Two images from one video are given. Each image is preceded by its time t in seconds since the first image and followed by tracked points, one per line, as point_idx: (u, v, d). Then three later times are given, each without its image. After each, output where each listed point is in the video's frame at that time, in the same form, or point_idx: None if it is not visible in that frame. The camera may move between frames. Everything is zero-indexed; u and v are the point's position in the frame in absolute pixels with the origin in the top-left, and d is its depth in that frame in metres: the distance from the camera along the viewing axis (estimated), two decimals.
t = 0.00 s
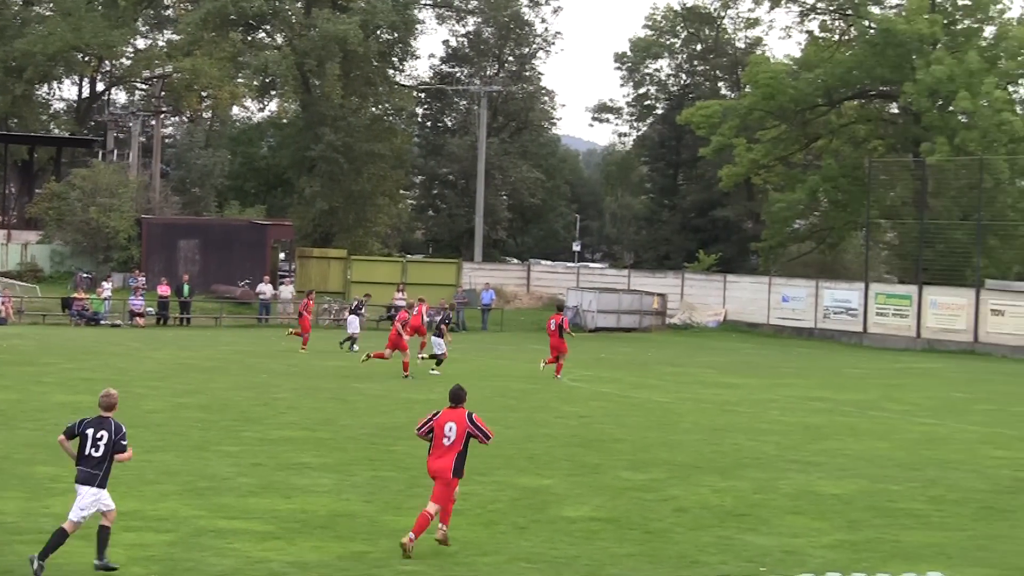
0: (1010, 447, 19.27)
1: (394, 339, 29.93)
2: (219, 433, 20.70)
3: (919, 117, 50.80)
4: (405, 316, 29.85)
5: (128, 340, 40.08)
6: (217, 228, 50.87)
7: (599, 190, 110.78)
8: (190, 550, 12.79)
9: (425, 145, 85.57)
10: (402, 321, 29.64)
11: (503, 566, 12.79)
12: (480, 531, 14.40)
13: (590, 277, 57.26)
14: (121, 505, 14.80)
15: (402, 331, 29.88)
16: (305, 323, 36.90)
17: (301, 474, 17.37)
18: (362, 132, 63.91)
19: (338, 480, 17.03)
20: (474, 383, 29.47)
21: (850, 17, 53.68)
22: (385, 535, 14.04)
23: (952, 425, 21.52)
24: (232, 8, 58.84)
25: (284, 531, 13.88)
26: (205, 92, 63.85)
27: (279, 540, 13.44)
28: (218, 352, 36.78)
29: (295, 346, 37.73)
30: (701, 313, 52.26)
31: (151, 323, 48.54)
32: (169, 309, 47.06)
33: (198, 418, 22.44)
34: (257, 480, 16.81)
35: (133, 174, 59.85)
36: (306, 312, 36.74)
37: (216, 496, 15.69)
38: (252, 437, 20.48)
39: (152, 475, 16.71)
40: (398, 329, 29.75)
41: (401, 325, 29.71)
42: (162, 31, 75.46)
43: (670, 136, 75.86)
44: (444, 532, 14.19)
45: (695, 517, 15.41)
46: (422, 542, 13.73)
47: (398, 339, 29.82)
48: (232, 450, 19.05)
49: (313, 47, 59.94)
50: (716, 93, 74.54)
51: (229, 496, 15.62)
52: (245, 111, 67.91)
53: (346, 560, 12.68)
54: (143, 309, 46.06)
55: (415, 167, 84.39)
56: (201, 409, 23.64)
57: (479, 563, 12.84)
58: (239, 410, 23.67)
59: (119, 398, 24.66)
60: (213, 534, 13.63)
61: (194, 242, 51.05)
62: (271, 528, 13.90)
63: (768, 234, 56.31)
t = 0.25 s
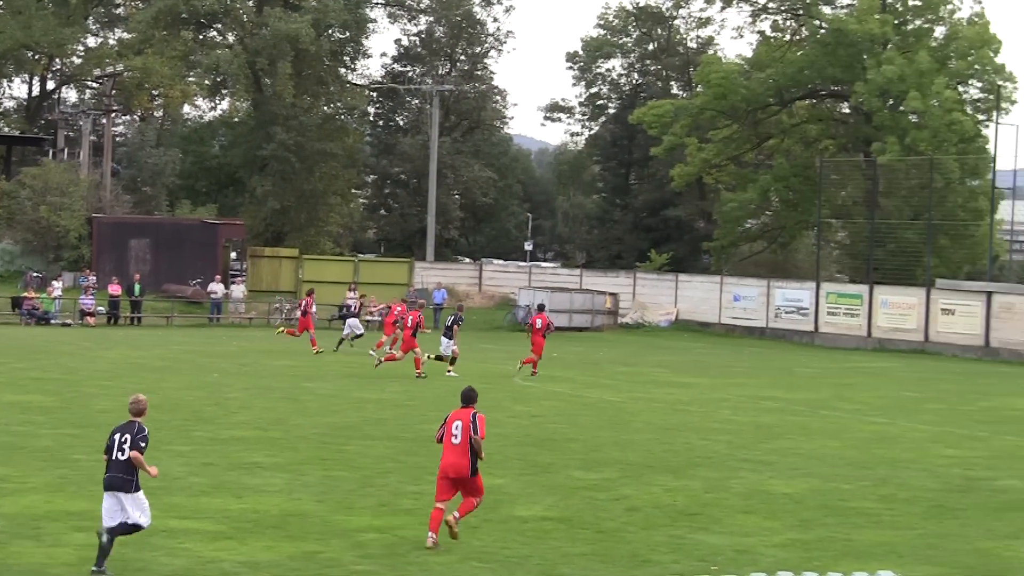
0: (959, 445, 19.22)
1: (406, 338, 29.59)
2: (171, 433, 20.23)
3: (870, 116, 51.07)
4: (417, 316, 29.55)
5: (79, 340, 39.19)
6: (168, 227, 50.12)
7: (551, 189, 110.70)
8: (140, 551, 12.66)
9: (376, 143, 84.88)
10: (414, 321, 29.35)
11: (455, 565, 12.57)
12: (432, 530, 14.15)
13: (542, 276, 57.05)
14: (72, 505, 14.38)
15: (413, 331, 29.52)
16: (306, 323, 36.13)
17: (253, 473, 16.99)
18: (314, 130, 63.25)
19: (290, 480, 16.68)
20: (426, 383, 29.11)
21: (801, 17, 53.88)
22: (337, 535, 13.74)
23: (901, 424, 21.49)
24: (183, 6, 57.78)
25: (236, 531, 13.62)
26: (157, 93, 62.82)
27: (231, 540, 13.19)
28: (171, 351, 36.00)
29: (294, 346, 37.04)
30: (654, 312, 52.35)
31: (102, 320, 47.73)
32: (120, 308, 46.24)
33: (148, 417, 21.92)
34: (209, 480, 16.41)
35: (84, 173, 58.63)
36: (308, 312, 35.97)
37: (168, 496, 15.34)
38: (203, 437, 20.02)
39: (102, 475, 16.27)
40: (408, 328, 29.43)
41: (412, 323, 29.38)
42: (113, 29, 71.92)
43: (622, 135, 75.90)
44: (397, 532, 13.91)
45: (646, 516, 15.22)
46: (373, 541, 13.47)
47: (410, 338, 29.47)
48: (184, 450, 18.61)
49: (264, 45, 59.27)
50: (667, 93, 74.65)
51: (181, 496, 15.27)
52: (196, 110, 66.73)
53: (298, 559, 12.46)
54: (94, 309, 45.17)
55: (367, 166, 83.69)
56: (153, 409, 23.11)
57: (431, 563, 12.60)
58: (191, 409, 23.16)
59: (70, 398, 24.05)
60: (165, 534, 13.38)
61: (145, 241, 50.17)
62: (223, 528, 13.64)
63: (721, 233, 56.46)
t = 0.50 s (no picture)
0: (896, 443, 19.21)
1: (417, 339, 29.08)
2: (110, 433, 19.74)
3: (810, 117, 51.50)
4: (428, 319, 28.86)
5: (17, 339, 38.28)
6: (106, 226, 49.19)
7: (492, 189, 110.46)
8: (81, 552, 12.30)
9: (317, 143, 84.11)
10: (425, 323, 28.71)
11: (396, 565, 12.33)
12: (372, 530, 13.87)
13: (481, 275, 56.46)
14: (9, 507, 13.97)
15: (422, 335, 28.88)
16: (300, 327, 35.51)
17: (193, 474, 16.59)
18: (253, 130, 62.49)
19: (231, 480, 16.31)
20: (367, 382, 28.75)
21: (741, 17, 54.11)
22: (276, 535, 13.45)
23: (839, 423, 21.48)
24: (122, 5, 56.77)
25: (176, 533, 13.29)
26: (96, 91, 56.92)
27: (171, 542, 12.87)
28: (110, 351, 35.27)
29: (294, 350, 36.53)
30: (594, 312, 52.29)
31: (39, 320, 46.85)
32: (58, 308, 45.20)
33: (87, 418, 21.38)
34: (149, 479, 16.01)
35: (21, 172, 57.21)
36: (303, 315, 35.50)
37: (107, 496, 14.95)
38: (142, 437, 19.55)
39: (40, 476, 15.83)
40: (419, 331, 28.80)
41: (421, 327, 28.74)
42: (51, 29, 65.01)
43: (562, 135, 75.80)
44: (337, 531, 13.63)
45: (587, 516, 15.06)
46: (311, 542, 13.19)
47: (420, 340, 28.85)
48: (124, 450, 18.14)
49: (203, 45, 58.49)
50: (608, 92, 74.74)
51: (119, 497, 14.88)
52: (135, 109, 65.40)
53: (239, 561, 12.17)
54: (32, 309, 44.21)
55: (307, 165, 82.78)
56: (92, 409, 22.56)
57: (371, 563, 12.36)
58: (130, 409, 22.64)
59: (5, 399, 23.42)
60: (104, 534, 13.02)
61: (84, 241, 49.40)
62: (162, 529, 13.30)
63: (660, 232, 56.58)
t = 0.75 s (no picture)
0: (846, 443, 19.18)
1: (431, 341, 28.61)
2: (59, 433, 19.32)
3: (760, 117, 51.86)
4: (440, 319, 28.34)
5: None
6: (57, 225, 48.22)
7: (443, 189, 110.06)
8: (30, 553, 12.01)
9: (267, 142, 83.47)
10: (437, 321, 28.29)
11: (347, 565, 12.13)
12: (324, 531, 13.66)
13: (433, 276, 56.31)
14: None
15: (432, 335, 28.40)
16: (305, 324, 34.98)
17: (144, 473, 16.27)
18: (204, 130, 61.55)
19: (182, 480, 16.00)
20: (319, 382, 28.40)
21: (691, 17, 54.24)
22: (228, 535, 13.25)
23: (791, 423, 21.44)
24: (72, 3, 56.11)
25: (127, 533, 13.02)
26: (46, 91, 55.76)
27: (122, 542, 12.62)
28: (59, 351, 34.58)
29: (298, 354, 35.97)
30: (546, 312, 52.28)
31: None
32: (8, 308, 44.17)
33: (37, 418, 20.91)
34: (101, 479, 15.67)
35: None
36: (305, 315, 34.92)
37: (56, 497, 14.62)
38: (92, 436, 19.14)
39: None
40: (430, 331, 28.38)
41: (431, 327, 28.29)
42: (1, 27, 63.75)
43: (513, 135, 75.42)
44: (288, 532, 13.44)
45: (538, 516, 14.90)
46: (263, 541, 13.01)
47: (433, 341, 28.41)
48: (74, 450, 17.75)
49: (154, 44, 57.91)
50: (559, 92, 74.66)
51: (68, 497, 14.56)
52: (84, 107, 64.31)
53: (191, 561, 11.96)
54: None
55: (258, 165, 82.01)
56: (42, 409, 22.09)
57: (323, 562, 12.17)
58: (80, 409, 22.17)
59: None
60: (55, 535, 12.72)
61: (33, 240, 48.15)
62: (114, 530, 13.03)
63: (611, 232, 56.55)
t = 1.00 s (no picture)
0: (788, 441, 19.20)
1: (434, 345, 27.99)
2: None
3: (702, 117, 52.09)
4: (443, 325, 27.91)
5: None
6: None
7: (385, 188, 109.41)
8: None
9: (209, 141, 82.48)
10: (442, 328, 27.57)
11: (289, 565, 11.95)
12: (265, 531, 13.42)
13: (376, 275, 56.08)
14: None
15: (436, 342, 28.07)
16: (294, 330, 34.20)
17: (84, 473, 15.90)
18: (146, 128, 60.40)
19: (123, 480, 15.66)
20: (260, 381, 27.98)
21: (634, 17, 54.33)
22: (168, 535, 13.00)
23: (732, 422, 21.42)
24: None
25: (65, 533, 12.73)
26: None
27: (60, 542, 12.34)
28: None
29: (288, 355, 35.59)
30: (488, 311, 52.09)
31: None
32: None
33: None
34: (38, 480, 15.29)
35: None
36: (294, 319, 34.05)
37: None
38: (28, 437, 18.66)
39: None
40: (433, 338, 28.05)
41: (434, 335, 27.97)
42: None
43: (456, 134, 75.38)
44: (229, 532, 13.21)
45: (481, 515, 14.74)
46: (204, 540, 12.79)
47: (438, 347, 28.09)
48: (10, 450, 17.31)
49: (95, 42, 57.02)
50: (502, 91, 74.47)
51: (4, 498, 14.19)
52: (22, 104, 62.75)
53: (130, 562, 11.72)
54: None
55: (199, 163, 81.04)
56: None
57: (265, 562, 11.98)
58: (16, 410, 21.63)
59: None
60: None
61: None
62: (52, 530, 12.74)
63: (554, 231, 56.53)
